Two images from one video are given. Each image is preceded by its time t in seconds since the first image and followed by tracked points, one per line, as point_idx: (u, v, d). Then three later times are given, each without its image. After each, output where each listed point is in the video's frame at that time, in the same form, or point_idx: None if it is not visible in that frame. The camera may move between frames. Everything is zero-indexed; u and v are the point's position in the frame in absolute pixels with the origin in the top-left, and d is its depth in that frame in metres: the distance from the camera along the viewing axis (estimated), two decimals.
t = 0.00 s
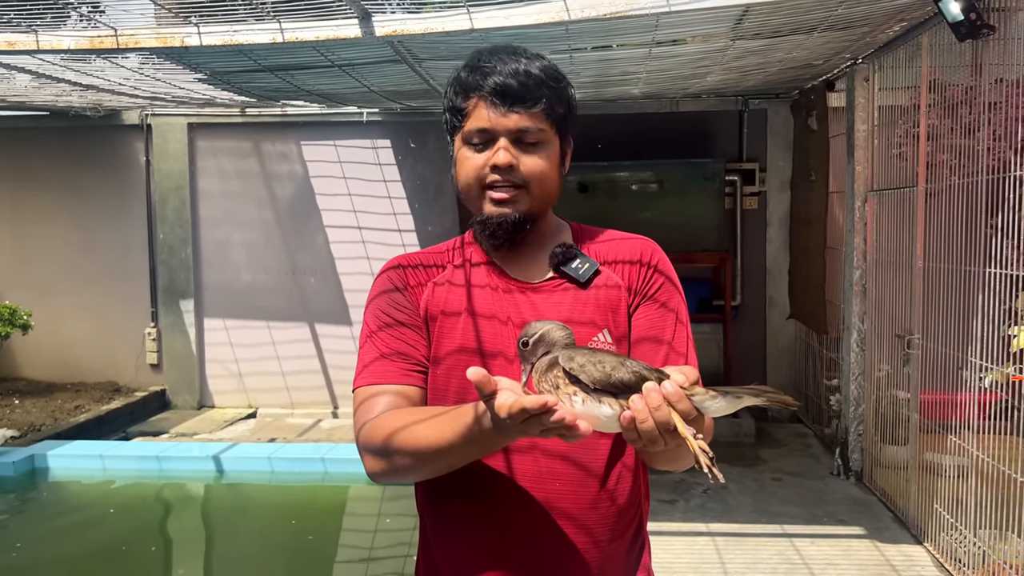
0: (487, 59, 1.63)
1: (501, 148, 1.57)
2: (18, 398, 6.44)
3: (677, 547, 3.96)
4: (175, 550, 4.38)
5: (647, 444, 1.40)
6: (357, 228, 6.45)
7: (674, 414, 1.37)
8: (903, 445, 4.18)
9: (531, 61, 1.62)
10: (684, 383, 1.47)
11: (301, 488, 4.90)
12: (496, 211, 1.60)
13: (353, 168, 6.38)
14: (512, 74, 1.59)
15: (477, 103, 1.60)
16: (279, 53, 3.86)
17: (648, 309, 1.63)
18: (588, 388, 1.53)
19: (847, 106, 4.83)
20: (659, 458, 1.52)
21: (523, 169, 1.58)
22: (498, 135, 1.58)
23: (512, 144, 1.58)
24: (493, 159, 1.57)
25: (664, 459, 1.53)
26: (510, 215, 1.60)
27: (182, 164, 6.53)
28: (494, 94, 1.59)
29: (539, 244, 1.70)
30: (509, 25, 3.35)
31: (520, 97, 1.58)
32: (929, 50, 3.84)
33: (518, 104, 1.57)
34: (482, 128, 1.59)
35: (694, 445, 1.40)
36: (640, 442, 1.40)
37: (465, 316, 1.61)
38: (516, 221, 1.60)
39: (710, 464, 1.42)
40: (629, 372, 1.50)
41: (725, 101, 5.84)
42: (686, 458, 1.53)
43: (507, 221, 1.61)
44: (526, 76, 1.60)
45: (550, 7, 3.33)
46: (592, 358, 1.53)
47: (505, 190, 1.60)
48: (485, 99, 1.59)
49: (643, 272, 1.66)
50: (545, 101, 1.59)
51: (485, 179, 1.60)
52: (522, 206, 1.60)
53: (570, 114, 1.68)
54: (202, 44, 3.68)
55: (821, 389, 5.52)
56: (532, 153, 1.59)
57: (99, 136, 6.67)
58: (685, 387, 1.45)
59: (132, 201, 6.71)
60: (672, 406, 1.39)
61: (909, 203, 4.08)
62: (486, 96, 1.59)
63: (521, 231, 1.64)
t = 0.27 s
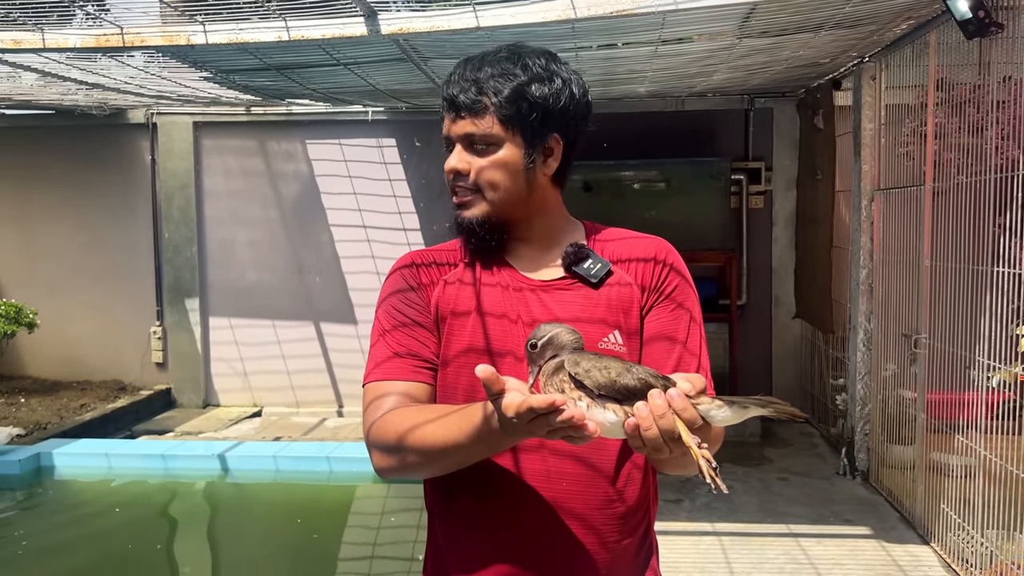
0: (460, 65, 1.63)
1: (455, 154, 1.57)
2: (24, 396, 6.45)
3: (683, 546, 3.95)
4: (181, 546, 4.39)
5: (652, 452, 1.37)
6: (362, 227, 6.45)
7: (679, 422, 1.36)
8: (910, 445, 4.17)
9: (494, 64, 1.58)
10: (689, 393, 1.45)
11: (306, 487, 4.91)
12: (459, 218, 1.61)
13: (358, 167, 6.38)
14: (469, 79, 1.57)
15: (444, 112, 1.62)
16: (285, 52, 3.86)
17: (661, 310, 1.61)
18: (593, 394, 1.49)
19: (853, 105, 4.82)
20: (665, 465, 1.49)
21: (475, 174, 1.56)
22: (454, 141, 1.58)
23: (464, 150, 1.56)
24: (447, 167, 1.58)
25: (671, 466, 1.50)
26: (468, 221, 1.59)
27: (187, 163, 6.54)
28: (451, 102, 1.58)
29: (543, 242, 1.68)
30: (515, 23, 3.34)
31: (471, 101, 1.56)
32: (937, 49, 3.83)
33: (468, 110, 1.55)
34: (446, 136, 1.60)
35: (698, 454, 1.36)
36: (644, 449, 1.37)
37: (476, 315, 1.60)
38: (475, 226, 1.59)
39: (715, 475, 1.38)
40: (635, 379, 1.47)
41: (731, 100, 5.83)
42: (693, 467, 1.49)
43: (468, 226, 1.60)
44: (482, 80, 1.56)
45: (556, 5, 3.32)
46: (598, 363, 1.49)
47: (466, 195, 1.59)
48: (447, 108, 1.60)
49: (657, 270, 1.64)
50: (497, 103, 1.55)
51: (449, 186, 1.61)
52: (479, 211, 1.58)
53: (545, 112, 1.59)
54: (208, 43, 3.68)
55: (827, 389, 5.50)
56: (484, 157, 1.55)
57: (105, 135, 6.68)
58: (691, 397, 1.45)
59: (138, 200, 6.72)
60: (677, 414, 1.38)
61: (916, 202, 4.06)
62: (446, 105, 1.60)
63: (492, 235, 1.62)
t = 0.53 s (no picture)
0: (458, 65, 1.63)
1: (467, 151, 1.56)
2: (27, 395, 6.47)
3: (685, 546, 3.94)
4: (183, 544, 4.39)
5: (643, 456, 1.36)
6: (365, 226, 6.45)
7: (668, 426, 1.34)
8: (913, 445, 4.16)
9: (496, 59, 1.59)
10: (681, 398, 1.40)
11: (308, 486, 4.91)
12: (477, 215, 1.59)
13: (361, 166, 6.38)
14: (473, 76, 1.58)
15: (448, 113, 1.61)
16: (287, 50, 3.85)
17: (666, 307, 1.60)
18: (582, 398, 1.50)
19: (857, 104, 4.81)
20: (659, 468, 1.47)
21: (490, 168, 1.55)
22: (464, 139, 1.57)
23: (476, 146, 1.56)
24: (460, 165, 1.57)
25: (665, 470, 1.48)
26: (488, 216, 1.58)
27: (191, 162, 6.55)
28: (456, 101, 1.58)
29: (549, 239, 1.67)
30: (518, 22, 3.34)
31: (479, 95, 1.56)
32: (941, 47, 3.82)
33: (476, 106, 1.55)
34: (453, 135, 1.59)
35: (688, 459, 1.35)
36: (634, 453, 1.37)
37: (477, 314, 1.60)
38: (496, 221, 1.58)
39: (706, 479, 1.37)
40: (624, 384, 1.46)
41: (734, 99, 5.82)
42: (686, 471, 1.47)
43: (488, 222, 1.59)
44: (487, 75, 1.57)
45: (559, 3, 3.32)
46: (590, 367, 1.49)
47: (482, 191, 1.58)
48: (452, 108, 1.59)
49: (662, 265, 1.63)
50: (507, 95, 1.55)
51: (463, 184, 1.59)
52: (499, 206, 1.57)
53: (551, 99, 1.60)
54: (210, 41, 3.68)
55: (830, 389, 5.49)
56: (498, 150, 1.55)
57: (108, 134, 6.70)
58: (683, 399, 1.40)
59: (141, 199, 6.73)
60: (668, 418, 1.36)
61: (920, 201, 4.05)
62: (452, 105, 1.59)
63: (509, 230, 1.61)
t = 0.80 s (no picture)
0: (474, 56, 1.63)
1: (492, 141, 1.56)
2: (29, 394, 6.47)
3: (686, 546, 3.94)
4: (184, 542, 4.39)
5: (639, 455, 1.36)
6: (366, 225, 6.45)
7: (665, 425, 1.33)
8: (914, 445, 4.16)
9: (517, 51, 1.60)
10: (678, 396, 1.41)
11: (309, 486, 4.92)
12: (497, 206, 1.58)
13: (362, 165, 6.38)
14: (496, 66, 1.58)
15: (467, 102, 1.60)
16: (288, 50, 3.85)
17: (664, 306, 1.60)
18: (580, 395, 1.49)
19: (858, 104, 4.80)
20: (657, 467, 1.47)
21: (516, 159, 1.55)
22: (488, 129, 1.57)
23: (502, 136, 1.56)
24: (484, 154, 1.56)
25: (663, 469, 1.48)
26: (511, 207, 1.57)
27: (192, 161, 6.55)
28: (479, 91, 1.58)
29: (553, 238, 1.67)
30: (519, 21, 3.34)
31: (506, 85, 1.56)
32: (942, 47, 3.81)
33: (504, 95, 1.56)
34: (474, 125, 1.58)
35: (685, 459, 1.34)
36: (631, 452, 1.36)
37: (476, 313, 1.59)
38: (519, 212, 1.57)
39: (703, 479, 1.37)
40: (621, 382, 1.45)
41: (735, 98, 5.81)
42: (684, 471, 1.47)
43: (509, 214, 1.58)
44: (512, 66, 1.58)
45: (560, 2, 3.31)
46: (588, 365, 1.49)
47: (504, 181, 1.57)
48: (473, 97, 1.58)
49: (660, 264, 1.63)
50: (532, 86, 1.57)
51: (483, 175, 1.58)
52: (523, 197, 1.57)
53: (571, 95, 1.64)
54: (211, 41, 3.67)
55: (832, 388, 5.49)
56: (525, 140, 1.56)
57: (109, 134, 6.70)
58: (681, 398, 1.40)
59: (142, 198, 6.73)
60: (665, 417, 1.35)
61: (922, 200, 4.05)
62: (473, 94, 1.58)
63: (527, 223, 1.60)
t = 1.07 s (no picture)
0: (491, 52, 1.61)
1: (505, 142, 1.54)
2: (29, 394, 6.47)
3: (686, 546, 3.94)
4: (184, 540, 4.39)
5: (645, 458, 1.36)
6: (366, 225, 6.45)
7: (672, 428, 1.33)
8: (914, 445, 4.16)
9: (536, 52, 1.59)
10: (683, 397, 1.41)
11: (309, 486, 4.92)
12: (502, 208, 1.57)
13: (362, 165, 6.38)
14: (515, 67, 1.56)
15: (479, 99, 1.57)
16: (288, 49, 3.85)
17: (661, 306, 1.60)
18: (586, 399, 1.50)
19: (858, 103, 4.80)
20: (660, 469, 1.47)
21: (527, 164, 1.55)
22: (502, 130, 1.55)
23: (516, 139, 1.55)
24: (495, 155, 1.54)
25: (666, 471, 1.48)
26: (517, 211, 1.57)
27: (192, 161, 6.55)
28: (495, 90, 1.56)
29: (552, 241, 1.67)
30: (519, 20, 3.33)
31: (523, 89, 1.55)
32: (942, 46, 3.81)
33: (521, 99, 1.54)
34: (486, 124, 1.56)
35: (692, 461, 1.35)
36: (637, 455, 1.36)
37: (474, 311, 1.59)
38: (524, 217, 1.58)
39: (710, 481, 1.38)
40: (626, 385, 1.47)
41: (735, 97, 5.81)
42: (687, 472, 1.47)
43: (513, 217, 1.58)
44: (531, 69, 1.56)
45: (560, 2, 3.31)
46: (593, 370, 1.50)
47: (511, 184, 1.57)
48: (488, 95, 1.56)
49: (657, 265, 1.63)
50: (549, 93, 1.56)
51: (490, 175, 1.57)
52: (530, 202, 1.57)
53: (582, 103, 1.64)
54: (211, 40, 3.67)
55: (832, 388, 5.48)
56: (538, 146, 1.55)
57: (110, 134, 6.70)
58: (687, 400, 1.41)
59: (142, 198, 6.73)
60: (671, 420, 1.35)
61: (922, 200, 4.05)
62: (488, 92, 1.56)
63: (529, 227, 1.61)
